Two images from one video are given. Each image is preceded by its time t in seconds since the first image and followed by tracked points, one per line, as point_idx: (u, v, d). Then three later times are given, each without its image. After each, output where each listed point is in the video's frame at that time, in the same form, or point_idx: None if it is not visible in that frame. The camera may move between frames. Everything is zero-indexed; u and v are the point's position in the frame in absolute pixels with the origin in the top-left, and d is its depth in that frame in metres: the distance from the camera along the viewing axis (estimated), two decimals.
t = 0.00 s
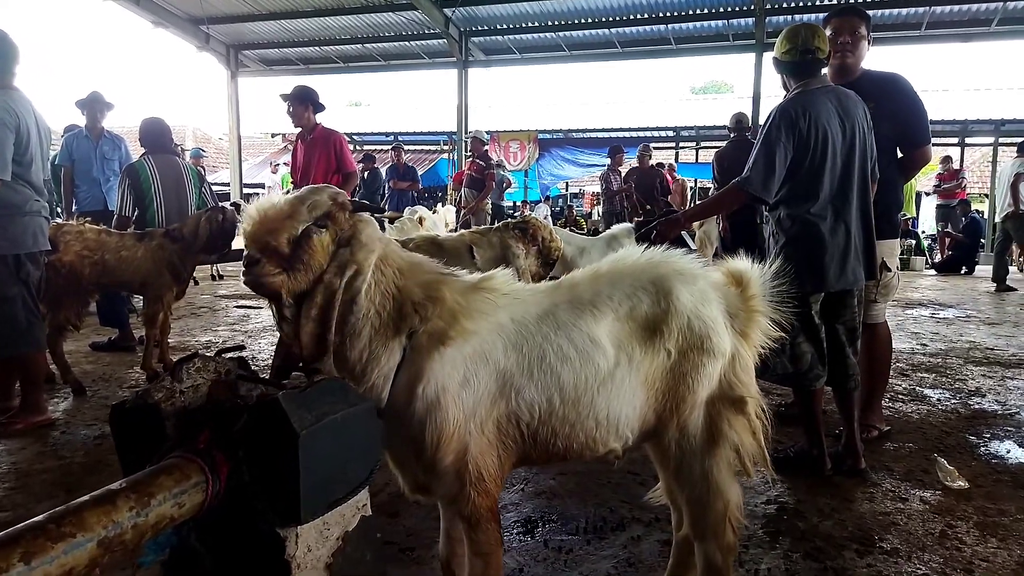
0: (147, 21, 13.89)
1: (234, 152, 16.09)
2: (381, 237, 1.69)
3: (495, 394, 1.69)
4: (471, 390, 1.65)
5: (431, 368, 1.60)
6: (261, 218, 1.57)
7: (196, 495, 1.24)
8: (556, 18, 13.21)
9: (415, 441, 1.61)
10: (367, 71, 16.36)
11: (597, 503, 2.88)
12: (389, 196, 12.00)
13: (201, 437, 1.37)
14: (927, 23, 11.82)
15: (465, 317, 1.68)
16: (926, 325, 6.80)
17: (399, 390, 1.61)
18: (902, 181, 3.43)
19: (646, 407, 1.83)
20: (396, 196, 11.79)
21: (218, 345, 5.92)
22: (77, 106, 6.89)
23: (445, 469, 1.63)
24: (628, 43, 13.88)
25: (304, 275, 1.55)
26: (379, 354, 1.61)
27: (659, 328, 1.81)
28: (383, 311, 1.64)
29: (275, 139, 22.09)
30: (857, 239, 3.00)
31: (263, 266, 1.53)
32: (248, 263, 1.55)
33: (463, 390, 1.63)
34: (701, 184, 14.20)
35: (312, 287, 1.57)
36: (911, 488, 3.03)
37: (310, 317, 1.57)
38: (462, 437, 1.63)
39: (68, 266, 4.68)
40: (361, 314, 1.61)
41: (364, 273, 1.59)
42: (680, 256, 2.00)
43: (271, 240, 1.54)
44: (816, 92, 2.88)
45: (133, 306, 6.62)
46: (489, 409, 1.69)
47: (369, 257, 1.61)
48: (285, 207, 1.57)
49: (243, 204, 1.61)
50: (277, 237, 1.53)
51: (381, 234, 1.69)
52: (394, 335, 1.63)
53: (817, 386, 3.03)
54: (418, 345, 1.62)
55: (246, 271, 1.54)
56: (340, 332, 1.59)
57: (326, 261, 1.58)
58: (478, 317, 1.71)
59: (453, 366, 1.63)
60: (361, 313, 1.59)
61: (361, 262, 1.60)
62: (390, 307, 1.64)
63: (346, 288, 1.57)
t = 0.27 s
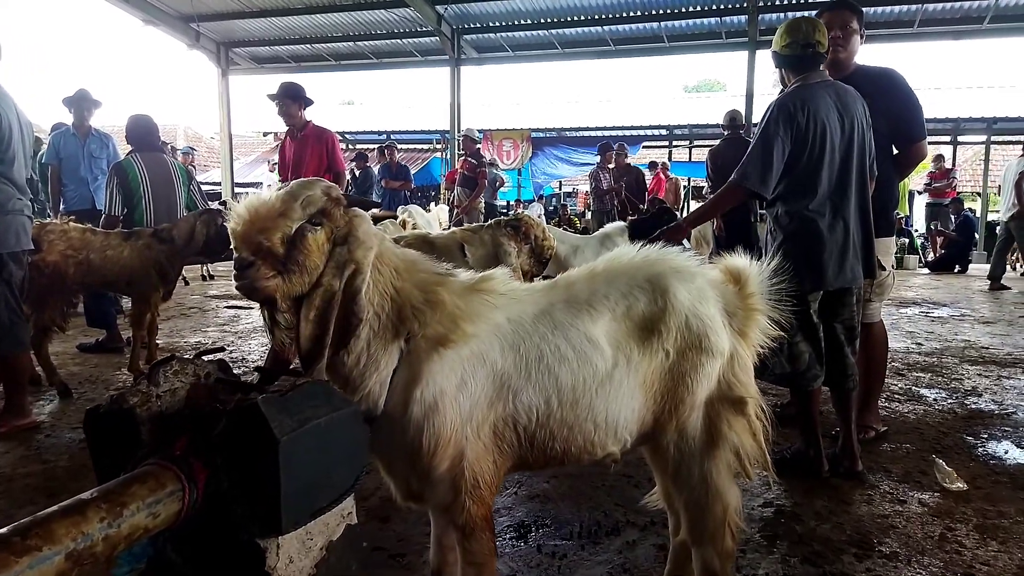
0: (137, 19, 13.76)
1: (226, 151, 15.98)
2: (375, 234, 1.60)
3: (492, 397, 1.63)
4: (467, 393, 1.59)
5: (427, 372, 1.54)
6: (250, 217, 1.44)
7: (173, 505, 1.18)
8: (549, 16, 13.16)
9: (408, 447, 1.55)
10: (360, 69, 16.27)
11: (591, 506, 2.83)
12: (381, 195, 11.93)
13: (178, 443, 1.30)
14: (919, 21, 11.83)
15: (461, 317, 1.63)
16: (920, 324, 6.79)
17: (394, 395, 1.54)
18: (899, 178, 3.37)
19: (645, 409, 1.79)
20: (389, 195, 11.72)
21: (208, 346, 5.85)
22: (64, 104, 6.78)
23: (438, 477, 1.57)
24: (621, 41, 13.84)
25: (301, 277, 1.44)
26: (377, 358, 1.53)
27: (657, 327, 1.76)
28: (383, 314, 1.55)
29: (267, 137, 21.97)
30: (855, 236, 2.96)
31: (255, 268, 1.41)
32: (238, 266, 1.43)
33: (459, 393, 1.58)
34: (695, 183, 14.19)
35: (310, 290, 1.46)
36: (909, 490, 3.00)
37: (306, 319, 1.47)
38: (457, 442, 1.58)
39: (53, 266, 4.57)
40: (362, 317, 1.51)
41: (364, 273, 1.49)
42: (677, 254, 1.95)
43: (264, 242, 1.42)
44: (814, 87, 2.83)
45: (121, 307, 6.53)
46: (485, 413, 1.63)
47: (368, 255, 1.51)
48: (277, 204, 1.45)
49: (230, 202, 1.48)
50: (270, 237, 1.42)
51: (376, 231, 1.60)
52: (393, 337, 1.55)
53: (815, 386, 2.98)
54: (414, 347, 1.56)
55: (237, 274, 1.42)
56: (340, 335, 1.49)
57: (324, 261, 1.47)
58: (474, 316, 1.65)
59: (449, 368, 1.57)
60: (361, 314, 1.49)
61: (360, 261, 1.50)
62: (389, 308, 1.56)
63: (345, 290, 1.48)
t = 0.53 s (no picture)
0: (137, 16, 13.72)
1: (226, 149, 15.94)
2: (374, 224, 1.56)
3: (494, 393, 1.59)
4: (469, 389, 1.55)
5: (427, 369, 1.50)
6: (238, 202, 1.40)
7: (155, 502, 1.14)
8: (551, 14, 13.10)
9: (407, 444, 1.51)
10: (360, 67, 16.23)
11: (590, 505, 2.79)
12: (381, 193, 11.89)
13: (163, 439, 1.26)
14: (922, 20, 11.77)
15: (463, 312, 1.58)
16: (923, 323, 6.74)
17: (392, 390, 1.51)
18: (905, 174, 3.32)
19: (648, 405, 1.75)
20: (389, 192, 11.68)
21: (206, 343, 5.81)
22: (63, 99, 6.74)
23: (437, 476, 1.53)
24: (623, 39, 13.79)
25: (291, 268, 1.39)
26: (375, 353, 1.50)
27: (662, 321, 1.72)
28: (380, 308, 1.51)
29: (267, 135, 21.94)
30: (859, 232, 2.93)
31: (242, 257, 1.37)
32: (226, 254, 1.38)
33: (460, 389, 1.54)
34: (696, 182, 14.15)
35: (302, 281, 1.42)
36: (913, 489, 2.95)
37: (299, 311, 1.43)
38: (458, 440, 1.54)
39: (49, 261, 4.55)
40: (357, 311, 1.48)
41: (358, 265, 1.44)
42: (681, 247, 1.91)
43: (254, 230, 1.37)
44: (820, 80, 2.78)
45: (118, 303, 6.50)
46: (486, 410, 1.59)
47: (362, 246, 1.46)
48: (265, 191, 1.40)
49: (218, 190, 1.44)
50: (258, 225, 1.37)
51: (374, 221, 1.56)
52: (391, 331, 1.52)
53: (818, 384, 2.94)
54: (413, 342, 1.52)
55: (224, 263, 1.38)
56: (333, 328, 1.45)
57: (316, 251, 1.42)
58: (475, 311, 1.61)
59: (450, 363, 1.53)
60: (355, 307, 1.45)
61: (354, 252, 1.45)
62: (386, 301, 1.52)
63: (336, 280, 1.43)
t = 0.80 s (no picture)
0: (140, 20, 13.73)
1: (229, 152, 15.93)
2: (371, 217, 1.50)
3: (497, 391, 1.55)
4: (471, 386, 1.50)
5: (430, 366, 1.45)
6: (229, 192, 1.35)
7: (142, 502, 1.09)
8: (554, 16, 13.07)
9: (408, 444, 1.46)
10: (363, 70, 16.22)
11: (595, 508, 2.73)
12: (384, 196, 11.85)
13: (151, 437, 1.21)
14: (927, 21, 11.71)
15: (464, 307, 1.53)
16: (930, 324, 6.67)
17: (392, 388, 1.46)
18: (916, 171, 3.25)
19: (657, 403, 1.71)
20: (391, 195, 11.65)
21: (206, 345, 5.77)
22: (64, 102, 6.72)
23: (438, 476, 1.48)
24: (626, 41, 13.74)
25: (285, 262, 1.34)
26: (374, 350, 1.45)
27: (670, 317, 1.68)
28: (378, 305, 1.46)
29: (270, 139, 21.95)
30: (871, 230, 2.87)
31: (234, 250, 1.32)
32: (215, 247, 1.33)
33: (462, 387, 1.49)
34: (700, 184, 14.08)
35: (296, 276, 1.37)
36: (926, 492, 2.89)
37: (294, 308, 1.38)
38: (460, 440, 1.49)
39: (50, 263, 4.48)
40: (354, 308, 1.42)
41: (355, 259, 1.39)
42: (690, 241, 1.86)
43: (244, 221, 1.31)
44: (831, 75, 2.72)
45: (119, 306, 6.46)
46: (489, 408, 1.55)
47: (359, 241, 1.41)
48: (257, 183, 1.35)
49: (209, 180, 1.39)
50: (249, 217, 1.31)
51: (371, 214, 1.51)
52: (390, 327, 1.46)
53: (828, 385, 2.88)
54: (413, 338, 1.47)
55: (214, 256, 1.32)
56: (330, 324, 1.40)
57: (310, 245, 1.37)
58: (478, 306, 1.56)
59: (452, 360, 1.48)
60: (353, 303, 1.40)
61: (350, 246, 1.39)
62: (384, 297, 1.47)
63: (333, 275, 1.38)
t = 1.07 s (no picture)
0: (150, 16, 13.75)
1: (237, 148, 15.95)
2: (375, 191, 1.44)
3: (506, 375, 1.48)
4: (479, 370, 1.44)
5: (436, 348, 1.39)
6: (226, 161, 1.29)
7: (131, 484, 1.03)
8: (562, 12, 12.98)
9: (414, 430, 1.40)
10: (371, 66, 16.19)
11: (605, 502, 2.65)
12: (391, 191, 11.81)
13: (141, 418, 1.15)
14: (940, 17, 11.56)
15: (473, 286, 1.47)
16: (945, 322, 6.56)
17: (396, 371, 1.39)
18: (938, 161, 3.15)
19: (672, 390, 1.66)
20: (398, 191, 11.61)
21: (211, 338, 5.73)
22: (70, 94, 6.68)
23: (445, 464, 1.42)
24: (635, 37, 13.64)
25: (282, 236, 1.27)
26: (378, 331, 1.38)
27: (688, 300, 1.62)
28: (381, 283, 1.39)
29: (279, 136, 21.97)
30: (894, 220, 2.78)
31: (229, 222, 1.25)
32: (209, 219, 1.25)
33: (471, 370, 1.43)
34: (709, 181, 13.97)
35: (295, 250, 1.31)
36: (945, 488, 2.80)
37: (293, 286, 1.33)
38: (469, 426, 1.43)
39: (54, 252, 4.43)
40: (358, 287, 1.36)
41: (357, 235, 1.32)
42: (709, 222, 1.80)
43: (237, 190, 1.24)
44: (855, 58, 2.61)
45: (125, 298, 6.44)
46: (500, 392, 1.49)
47: (362, 216, 1.34)
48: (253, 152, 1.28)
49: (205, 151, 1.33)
50: (246, 187, 1.25)
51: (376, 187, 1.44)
52: (395, 306, 1.40)
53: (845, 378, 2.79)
54: (420, 318, 1.40)
55: (208, 229, 1.25)
56: (331, 302, 1.34)
57: (309, 218, 1.31)
58: (488, 286, 1.50)
59: (461, 342, 1.42)
60: (354, 280, 1.33)
61: (351, 221, 1.33)
62: (387, 276, 1.40)
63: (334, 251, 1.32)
